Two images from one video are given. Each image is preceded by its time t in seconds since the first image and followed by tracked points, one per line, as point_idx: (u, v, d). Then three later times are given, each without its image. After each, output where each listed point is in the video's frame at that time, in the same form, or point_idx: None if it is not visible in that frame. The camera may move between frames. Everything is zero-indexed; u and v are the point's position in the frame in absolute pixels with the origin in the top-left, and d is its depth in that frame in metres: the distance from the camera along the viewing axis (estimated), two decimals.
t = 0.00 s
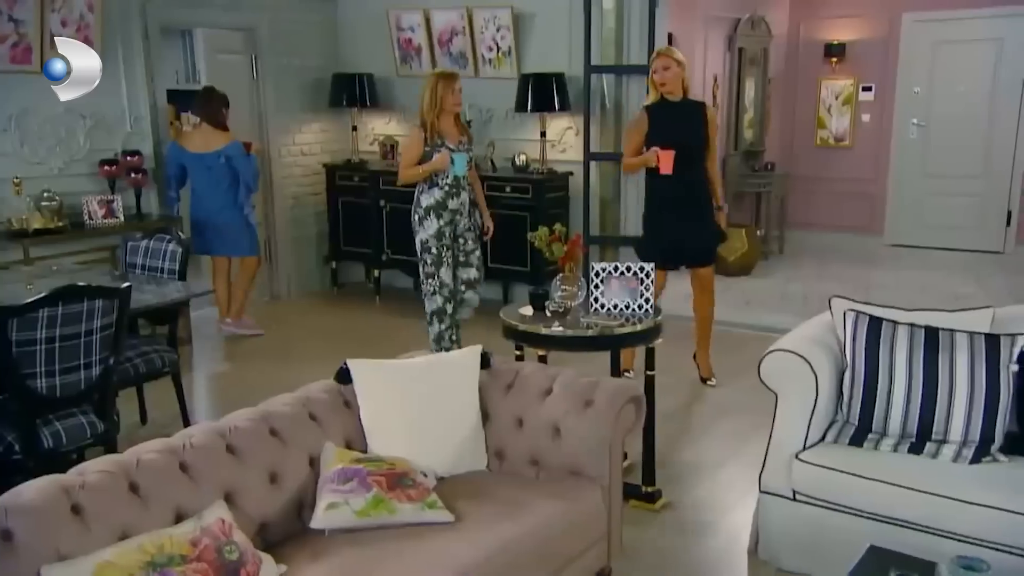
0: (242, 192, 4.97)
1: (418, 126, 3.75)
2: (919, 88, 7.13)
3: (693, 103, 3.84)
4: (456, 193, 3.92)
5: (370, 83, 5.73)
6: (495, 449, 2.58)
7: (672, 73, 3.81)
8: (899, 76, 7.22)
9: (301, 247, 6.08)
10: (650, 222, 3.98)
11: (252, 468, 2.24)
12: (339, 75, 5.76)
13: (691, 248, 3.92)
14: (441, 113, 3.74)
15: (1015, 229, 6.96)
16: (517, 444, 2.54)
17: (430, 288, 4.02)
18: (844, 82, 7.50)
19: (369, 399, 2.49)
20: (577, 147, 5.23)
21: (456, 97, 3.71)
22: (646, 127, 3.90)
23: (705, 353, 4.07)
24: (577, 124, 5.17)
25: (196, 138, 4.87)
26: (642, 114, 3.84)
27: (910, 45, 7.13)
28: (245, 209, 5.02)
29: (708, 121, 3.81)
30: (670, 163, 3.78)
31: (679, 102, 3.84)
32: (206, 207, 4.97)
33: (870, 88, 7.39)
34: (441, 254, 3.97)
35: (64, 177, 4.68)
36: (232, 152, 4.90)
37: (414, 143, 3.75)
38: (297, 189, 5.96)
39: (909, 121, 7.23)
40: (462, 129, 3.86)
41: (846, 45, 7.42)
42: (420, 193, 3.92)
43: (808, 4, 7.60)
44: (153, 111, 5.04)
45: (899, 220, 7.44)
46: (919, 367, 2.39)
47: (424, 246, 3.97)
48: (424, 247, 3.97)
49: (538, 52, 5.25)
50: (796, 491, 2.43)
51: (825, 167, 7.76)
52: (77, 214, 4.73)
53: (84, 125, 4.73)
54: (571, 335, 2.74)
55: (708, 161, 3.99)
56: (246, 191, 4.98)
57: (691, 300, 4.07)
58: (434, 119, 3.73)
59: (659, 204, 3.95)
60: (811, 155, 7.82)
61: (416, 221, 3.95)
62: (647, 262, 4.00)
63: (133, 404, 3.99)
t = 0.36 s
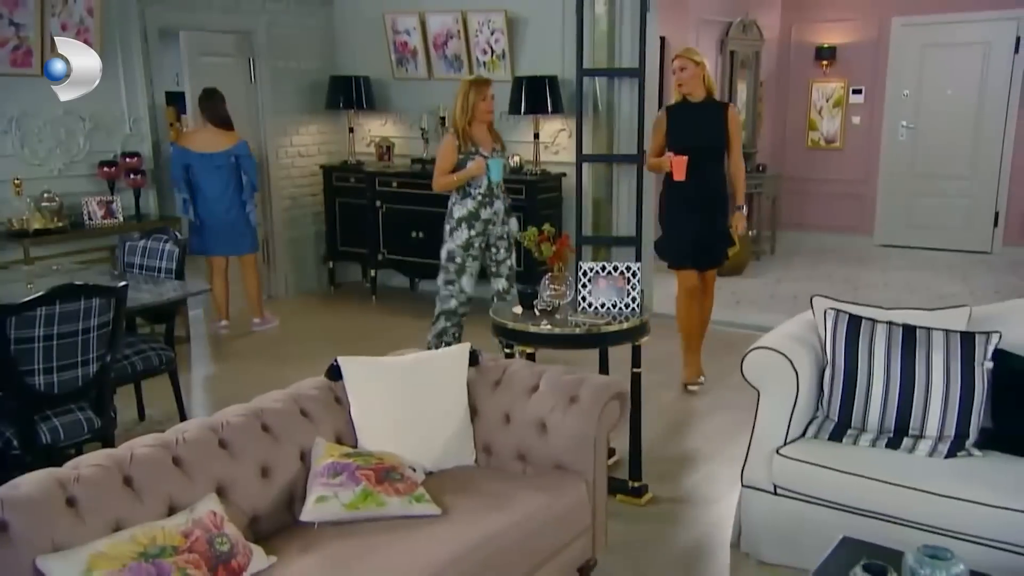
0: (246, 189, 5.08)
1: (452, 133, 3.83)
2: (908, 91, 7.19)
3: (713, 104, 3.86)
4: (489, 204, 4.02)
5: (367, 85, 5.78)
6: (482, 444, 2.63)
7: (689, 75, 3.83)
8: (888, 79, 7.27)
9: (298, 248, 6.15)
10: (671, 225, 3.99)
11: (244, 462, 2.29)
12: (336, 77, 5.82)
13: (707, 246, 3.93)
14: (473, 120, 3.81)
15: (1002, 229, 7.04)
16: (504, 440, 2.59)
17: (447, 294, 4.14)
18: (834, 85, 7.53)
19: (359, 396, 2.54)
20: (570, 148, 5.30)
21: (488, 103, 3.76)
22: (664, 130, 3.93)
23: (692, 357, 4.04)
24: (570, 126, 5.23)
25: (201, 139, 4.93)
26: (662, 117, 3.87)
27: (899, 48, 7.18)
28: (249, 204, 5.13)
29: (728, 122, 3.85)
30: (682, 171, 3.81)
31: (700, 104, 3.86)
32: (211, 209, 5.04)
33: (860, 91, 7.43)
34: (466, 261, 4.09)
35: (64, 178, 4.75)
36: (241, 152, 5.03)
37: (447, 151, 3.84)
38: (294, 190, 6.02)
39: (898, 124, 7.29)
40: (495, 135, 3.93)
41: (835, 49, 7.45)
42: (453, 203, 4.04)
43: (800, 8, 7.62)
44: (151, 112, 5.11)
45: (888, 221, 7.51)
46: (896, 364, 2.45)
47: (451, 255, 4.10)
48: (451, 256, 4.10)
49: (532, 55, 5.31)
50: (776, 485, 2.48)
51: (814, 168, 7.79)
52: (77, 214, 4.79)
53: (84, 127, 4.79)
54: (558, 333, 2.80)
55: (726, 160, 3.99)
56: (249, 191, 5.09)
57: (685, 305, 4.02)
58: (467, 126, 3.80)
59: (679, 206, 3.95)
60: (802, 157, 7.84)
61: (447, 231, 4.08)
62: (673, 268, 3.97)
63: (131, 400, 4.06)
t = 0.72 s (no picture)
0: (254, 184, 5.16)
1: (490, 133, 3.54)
2: (903, 92, 7.22)
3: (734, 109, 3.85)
4: (528, 205, 3.69)
5: (368, 85, 5.84)
6: (477, 438, 2.69)
7: (712, 79, 3.84)
8: (884, 80, 7.30)
9: (300, 246, 6.21)
10: (684, 229, 4.00)
11: (243, 454, 2.35)
12: (337, 78, 5.88)
13: (718, 252, 3.93)
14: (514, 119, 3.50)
15: (996, 228, 7.07)
16: (498, 433, 2.65)
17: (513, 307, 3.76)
18: (831, 85, 7.54)
19: (356, 390, 2.60)
20: (569, 147, 5.35)
21: (529, 103, 3.44)
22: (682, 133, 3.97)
23: (693, 347, 4.16)
24: (568, 126, 5.27)
25: (206, 139, 4.99)
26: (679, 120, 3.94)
27: (895, 49, 7.21)
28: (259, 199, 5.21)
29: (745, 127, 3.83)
30: (695, 176, 3.88)
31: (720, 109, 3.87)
32: (220, 208, 5.11)
33: (856, 91, 7.45)
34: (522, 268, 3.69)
35: (70, 177, 4.82)
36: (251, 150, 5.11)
37: (485, 152, 3.54)
38: (296, 189, 6.09)
39: (894, 124, 7.32)
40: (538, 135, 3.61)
41: (832, 49, 7.46)
42: (491, 205, 3.73)
43: (797, 8, 7.61)
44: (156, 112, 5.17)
45: (885, 220, 7.54)
46: (882, 359, 2.50)
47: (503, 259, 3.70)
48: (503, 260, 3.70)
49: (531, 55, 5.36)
50: (764, 478, 2.53)
51: (811, 168, 7.80)
52: (82, 213, 4.86)
53: (89, 127, 4.86)
54: (553, 329, 2.84)
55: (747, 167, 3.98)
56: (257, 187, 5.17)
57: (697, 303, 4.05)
58: (506, 125, 3.50)
59: (693, 211, 3.96)
60: (799, 156, 7.84)
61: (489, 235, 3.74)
62: (685, 272, 3.99)
63: (134, 395, 4.13)
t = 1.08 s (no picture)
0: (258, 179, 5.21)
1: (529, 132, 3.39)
2: (901, 89, 7.23)
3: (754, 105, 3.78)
4: (567, 206, 3.49)
5: (371, 83, 5.90)
6: (474, 428, 2.74)
7: (735, 74, 3.76)
8: (882, 77, 7.31)
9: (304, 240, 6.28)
10: (697, 226, 3.97)
11: (244, 443, 2.41)
12: (341, 75, 5.94)
13: (733, 250, 3.90)
14: (553, 117, 3.36)
15: (993, 223, 7.07)
16: (495, 424, 2.70)
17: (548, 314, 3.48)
18: (830, 82, 7.55)
19: (356, 381, 2.65)
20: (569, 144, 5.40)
21: (569, 99, 3.30)
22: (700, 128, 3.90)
23: (718, 357, 4.00)
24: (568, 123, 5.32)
25: (212, 136, 5.06)
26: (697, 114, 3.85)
27: (893, 46, 7.22)
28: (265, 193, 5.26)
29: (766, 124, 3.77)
30: (716, 170, 3.78)
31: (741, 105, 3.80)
32: (225, 205, 5.18)
33: (855, 88, 7.47)
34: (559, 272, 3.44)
35: (78, 173, 4.89)
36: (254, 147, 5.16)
37: (524, 152, 3.38)
38: (301, 185, 6.15)
39: (892, 120, 7.33)
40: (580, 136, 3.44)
41: (831, 46, 7.47)
42: (529, 206, 3.53)
43: (797, 6, 7.62)
44: (163, 109, 5.24)
45: (884, 216, 7.55)
46: (871, 352, 2.55)
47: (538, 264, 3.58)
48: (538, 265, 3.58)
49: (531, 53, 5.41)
50: (756, 469, 2.57)
51: (811, 163, 7.82)
52: (90, 208, 4.93)
53: (97, 123, 4.93)
54: (550, 323, 2.90)
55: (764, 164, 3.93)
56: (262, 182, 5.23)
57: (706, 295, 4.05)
58: (544, 123, 3.35)
59: (709, 209, 3.92)
60: (799, 153, 7.85)
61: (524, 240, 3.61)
62: (699, 271, 3.98)
63: (140, 387, 4.20)
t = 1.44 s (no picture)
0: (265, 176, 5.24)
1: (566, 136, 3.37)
2: (898, 87, 7.25)
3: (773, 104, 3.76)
4: (606, 213, 3.45)
5: (372, 81, 5.96)
6: (470, 420, 2.80)
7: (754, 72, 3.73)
8: (878, 76, 7.34)
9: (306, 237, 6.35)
10: (713, 224, 3.97)
11: (244, 433, 2.48)
12: (343, 73, 6.00)
13: (747, 248, 3.90)
14: (591, 121, 3.35)
15: (988, 220, 7.10)
16: (490, 415, 2.76)
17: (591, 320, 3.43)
18: (827, 81, 7.58)
19: (354, 374, 2.71)
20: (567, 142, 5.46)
21: (607, 102, 3.30)
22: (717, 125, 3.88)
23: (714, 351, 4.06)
24: (567, 121, 5.38)
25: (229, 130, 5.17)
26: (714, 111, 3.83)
27: (889, 45, 7.24)
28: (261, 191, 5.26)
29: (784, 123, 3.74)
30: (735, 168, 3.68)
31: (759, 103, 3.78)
32: (240, 203, 5.27)
33: (852, 86, 7.51)
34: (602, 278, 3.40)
35: (84, 170, 4.96)
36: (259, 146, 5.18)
37: (562, 156, 3.35)
38: (303, 181, 6.21)
39: (888, 118, 7.36)
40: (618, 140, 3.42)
41: (828, 45, 7.49)
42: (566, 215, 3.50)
43: (795, 4, 7.65)
44: (167, 107, 5.31)
45: (879, 212, 7.59)
46: (859, 346, 2.60)
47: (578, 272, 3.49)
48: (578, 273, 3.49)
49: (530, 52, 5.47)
50: (745, 459, 2.63)
51: (810, 160, 7.87)
52: (95, 205, 5.00)
53: (103, 121, 5.00)
54: (544, 317, 2.95)
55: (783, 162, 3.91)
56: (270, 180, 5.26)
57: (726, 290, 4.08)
58: (582, 126, 3.34)
59: (725, 207, 3.92)
60: (799, 150, 7.92)
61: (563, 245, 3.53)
62: (715, 268, 3.98)
63: (145, 380, 4.27)
